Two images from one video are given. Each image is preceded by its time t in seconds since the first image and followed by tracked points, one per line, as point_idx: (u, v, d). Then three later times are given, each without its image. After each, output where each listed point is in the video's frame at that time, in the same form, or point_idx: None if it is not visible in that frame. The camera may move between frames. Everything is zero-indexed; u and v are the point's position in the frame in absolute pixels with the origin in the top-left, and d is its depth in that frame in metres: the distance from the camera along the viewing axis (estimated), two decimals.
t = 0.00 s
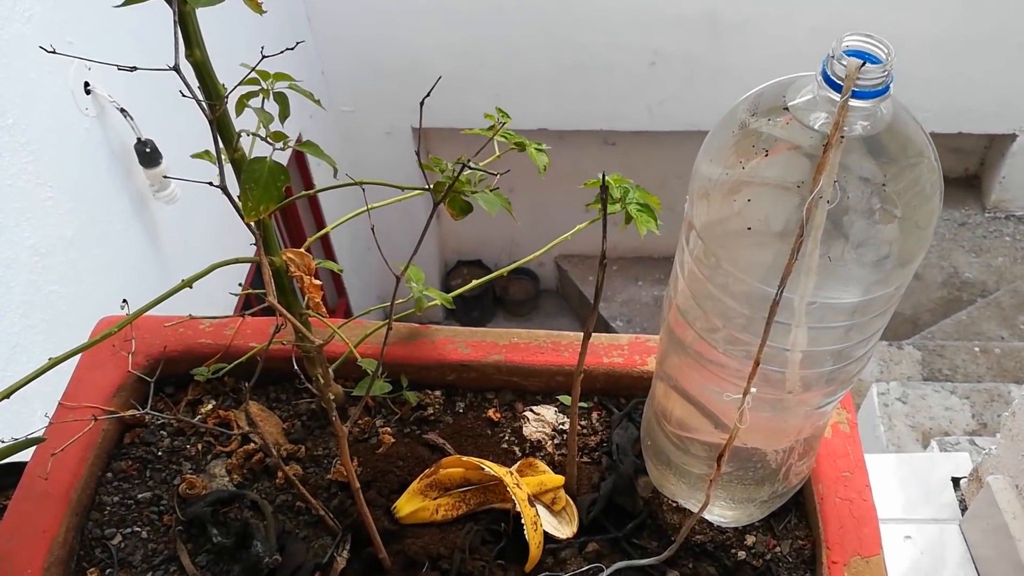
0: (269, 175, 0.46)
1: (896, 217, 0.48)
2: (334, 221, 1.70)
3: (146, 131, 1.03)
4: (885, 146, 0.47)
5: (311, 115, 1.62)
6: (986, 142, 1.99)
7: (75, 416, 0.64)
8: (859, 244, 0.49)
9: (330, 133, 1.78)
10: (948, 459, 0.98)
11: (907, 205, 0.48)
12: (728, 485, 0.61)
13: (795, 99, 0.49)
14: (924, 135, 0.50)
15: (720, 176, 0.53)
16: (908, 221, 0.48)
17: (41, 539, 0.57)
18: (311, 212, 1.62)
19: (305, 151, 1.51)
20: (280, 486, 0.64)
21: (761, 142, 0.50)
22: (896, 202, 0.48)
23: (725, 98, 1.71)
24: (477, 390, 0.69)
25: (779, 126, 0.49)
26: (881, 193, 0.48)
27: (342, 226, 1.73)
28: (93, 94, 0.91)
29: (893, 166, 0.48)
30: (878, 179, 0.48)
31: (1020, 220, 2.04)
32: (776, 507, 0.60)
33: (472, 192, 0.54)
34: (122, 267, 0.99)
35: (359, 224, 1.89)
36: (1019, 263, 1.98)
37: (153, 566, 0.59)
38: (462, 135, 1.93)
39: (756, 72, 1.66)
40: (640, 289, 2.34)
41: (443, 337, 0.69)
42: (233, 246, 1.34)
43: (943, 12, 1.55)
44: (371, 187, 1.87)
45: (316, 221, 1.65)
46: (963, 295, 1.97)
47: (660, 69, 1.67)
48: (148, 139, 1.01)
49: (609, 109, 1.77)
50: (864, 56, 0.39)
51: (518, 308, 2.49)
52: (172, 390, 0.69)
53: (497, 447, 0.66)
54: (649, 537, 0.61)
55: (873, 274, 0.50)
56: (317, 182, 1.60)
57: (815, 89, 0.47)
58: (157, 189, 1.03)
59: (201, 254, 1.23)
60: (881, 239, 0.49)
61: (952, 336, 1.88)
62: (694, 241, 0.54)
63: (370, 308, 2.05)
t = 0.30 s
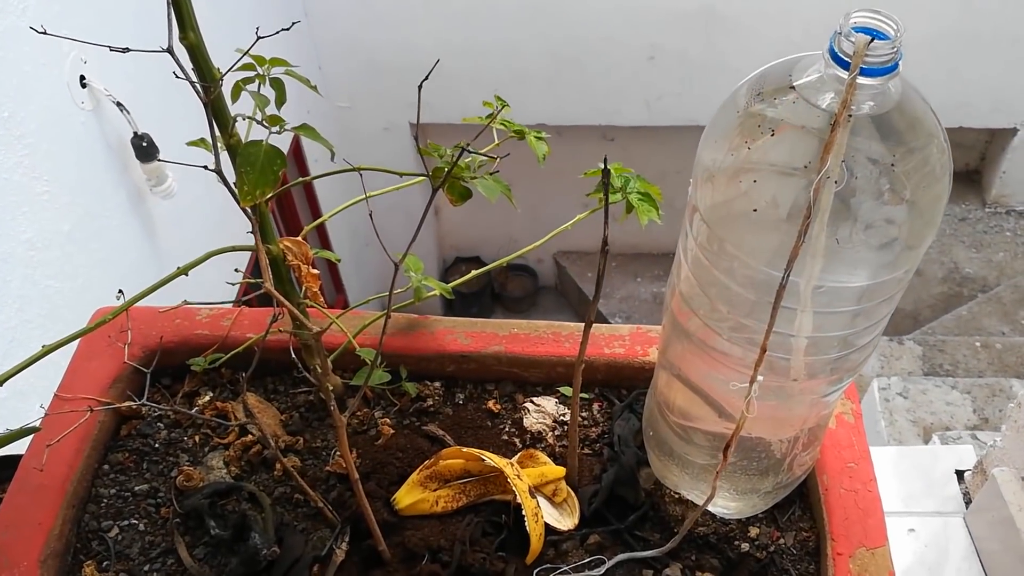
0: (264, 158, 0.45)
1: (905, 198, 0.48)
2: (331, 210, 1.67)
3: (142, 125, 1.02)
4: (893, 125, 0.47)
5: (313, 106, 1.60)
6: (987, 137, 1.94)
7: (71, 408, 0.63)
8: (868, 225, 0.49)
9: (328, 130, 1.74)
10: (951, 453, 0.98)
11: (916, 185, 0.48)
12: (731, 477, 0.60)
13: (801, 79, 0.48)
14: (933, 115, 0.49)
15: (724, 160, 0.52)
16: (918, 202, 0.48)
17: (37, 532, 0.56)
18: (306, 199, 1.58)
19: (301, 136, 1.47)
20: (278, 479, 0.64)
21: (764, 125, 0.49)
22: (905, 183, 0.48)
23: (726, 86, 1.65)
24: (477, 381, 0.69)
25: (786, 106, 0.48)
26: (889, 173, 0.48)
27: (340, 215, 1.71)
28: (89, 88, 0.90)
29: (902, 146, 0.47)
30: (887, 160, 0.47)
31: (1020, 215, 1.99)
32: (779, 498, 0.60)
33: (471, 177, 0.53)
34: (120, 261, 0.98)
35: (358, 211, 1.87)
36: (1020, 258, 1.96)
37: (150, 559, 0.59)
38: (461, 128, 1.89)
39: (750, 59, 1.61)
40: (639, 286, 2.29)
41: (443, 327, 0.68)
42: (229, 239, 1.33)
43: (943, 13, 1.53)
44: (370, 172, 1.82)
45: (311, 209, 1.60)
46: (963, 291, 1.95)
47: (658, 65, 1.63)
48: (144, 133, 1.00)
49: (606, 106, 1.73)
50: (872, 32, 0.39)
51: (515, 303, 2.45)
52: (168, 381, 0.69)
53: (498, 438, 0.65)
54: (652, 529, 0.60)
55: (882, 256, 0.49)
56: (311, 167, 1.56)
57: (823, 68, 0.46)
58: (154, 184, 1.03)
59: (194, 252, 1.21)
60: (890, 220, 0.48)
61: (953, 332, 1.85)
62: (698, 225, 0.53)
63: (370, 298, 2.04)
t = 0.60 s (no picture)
0: (265, 150, 0.44)
1: (916, 191, 0.47)
2: (326, 207, 1.65)
3: (139, 121, 1.01)
4: (905, 117, 0.46)
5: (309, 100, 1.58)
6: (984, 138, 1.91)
7: (65, 405, 0.62)
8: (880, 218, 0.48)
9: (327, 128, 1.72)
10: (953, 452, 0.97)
11: (927, 177, 0.47)
12: (735, 475, 0.59)
13: (811, 71, 0.48)
14: (945, 108, 0.49)
15: (733, 153, 0.52)
16: (929, 195, 0.47)
17: (29, 530, 0.55)
18: (301, 194, 1.57)
19: (297, 129, 1.44)
20: (276, 477, 0.63)
21: (773, 118, 0.49)
22: (917, 175, 0.47)
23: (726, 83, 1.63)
24: (478, 378, 0.68)
25: (797, 97, 0.48)
26: (902, 165, 0.47)
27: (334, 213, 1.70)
28: (84, 83, 0.89)
29: (913, 138, 0.47)
30: (898, 152, 0.47)
31: (1016, 216, 1.93)
32: (783, 496, 0.59)
33: (474, 171, 0.53)
34: (114, 257, 0.97)
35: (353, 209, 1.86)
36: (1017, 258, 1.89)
37: (145, 558, 0.58)
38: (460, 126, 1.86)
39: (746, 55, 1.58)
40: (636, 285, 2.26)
41: (443, 324, 0.67)
42: (224, 235, 1.31)
43: (944, 12, 1.51)
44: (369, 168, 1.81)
45: (305, 202, 1.58)
46: (959, 291, 1.88)
47: (656, 63, 1.62)
48: (140, 129, 0.99)
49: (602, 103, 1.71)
50: (884, 21, 0.38)
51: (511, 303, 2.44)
52: (164, 378, 0.68)
53: (498, 436, 0.64)
54: (655, 528, 0.59)
55: (892, 249, 0.48)
56: (306, 161, 1.54)
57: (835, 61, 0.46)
58: (149, 181, 1.01)
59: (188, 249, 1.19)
60: (901, 213, 0.47)
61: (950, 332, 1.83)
62: (706, 218, 0.53)
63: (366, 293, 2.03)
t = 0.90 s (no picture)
0: (264, 144, 0.43)
1: (926, 186, 0.47)
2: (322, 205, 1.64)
3: (136, 121, 1.00)
4: (914, 111, 0.46)
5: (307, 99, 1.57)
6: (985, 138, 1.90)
7: (60, 403, 0.61)
8: (890, 213, 0.48)
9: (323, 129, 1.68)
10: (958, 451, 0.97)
11: (938, 172, 0.47)
12: (740, 474, 0.59)
13: (818, 63, 0.48)
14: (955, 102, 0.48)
15: (739, 147, 0.51)
16: (939, 190, 0.47)
17: (25, 530, 0.54)
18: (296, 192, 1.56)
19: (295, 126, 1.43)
20: (274, 476, 0.62)
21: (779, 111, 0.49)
22: (927, 169, 0.47)
23: (725, 83, 1.61)
24: (478, 377, 0.67)
25: (804, 89, 0.48)
26: (913, 159, 0.47)
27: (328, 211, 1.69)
28: (79, 81, 0.88)
29: (923, 132, 0.47)
30: (908, 146, 0.46)
31: (1013, 215, 1.88)
32: (788, 496, 0.58)
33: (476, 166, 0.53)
34: (110, 254, 0.96)
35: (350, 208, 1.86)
36: (1013, 258, 1.87)
37: (142, 559, 0.57)
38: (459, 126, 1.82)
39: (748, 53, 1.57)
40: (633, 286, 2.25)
41: (443, 321, 0.67)
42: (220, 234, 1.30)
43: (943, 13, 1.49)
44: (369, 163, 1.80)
45: (300, 201, 1.58)
46: (957, 291, 1.88)
47: (652, 63, 1.61)
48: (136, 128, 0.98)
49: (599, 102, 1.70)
50: (893, 11, 0.38)
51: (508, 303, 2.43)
52: (161, 377, 0.67)
53: (499, 435, 0.64)
54: (658, 528, 0.59)
55: (902, 245, 0.48)
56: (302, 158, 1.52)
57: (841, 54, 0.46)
58: (145, 179, 1.01)
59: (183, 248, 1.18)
60: (911, 208, 0.47)
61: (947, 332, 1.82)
62: (712, 213, 0.53)
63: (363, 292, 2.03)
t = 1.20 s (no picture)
0: (264, 137, 0.43)
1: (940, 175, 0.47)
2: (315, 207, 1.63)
3: (128, 123, 0.99)
4: (929, 100, 0.46)
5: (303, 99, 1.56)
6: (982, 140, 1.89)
7: (56, 404, 0.61)
8: (904, 201, 0.48)
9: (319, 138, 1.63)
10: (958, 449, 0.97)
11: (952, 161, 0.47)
12: (745, 472, 0.58)
13: (830, 50, 0.48)
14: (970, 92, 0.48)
15: (749, 136, 0.51)
16: (952, 181, 0.47)
17: (21, 532, 0.54)
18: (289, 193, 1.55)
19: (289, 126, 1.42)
20: (273, 477, 0.61)
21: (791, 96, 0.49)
22: (943, 157, 0.47)
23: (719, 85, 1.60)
24: (478, 376, 0.67)
25: (816, 76, 0.48)
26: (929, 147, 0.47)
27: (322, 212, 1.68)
28: (72, 83, 0.87)
29: (938, 120, 0.47)
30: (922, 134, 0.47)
31: (1007, 217, 1.91)
32: (793, 493, 0.58)
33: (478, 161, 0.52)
34: (104, 256, 0.96)
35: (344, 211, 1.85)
36: (1008, 260, 1.88)
37: (139, 561, 0.56)
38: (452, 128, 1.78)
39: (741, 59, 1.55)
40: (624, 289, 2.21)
41: (443, 320, 0.66)
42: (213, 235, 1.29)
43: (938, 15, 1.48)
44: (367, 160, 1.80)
45: (292, 206, 1.57)
46: (951, 292, 1.86)
47: (644, 65, 1.57)
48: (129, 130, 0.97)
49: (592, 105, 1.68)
50: None
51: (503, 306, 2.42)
52: (158, 377, 0.66)
53: (500, 434, 0.63)
54: (661, 527, 0.58)
55: (916, 234, 0.48)
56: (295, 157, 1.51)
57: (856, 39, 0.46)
58: (137, 183, 1.00)
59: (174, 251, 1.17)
60: (925, 196, 0.47)
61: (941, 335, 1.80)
62: (721, 202, 0.52)
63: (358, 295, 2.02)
